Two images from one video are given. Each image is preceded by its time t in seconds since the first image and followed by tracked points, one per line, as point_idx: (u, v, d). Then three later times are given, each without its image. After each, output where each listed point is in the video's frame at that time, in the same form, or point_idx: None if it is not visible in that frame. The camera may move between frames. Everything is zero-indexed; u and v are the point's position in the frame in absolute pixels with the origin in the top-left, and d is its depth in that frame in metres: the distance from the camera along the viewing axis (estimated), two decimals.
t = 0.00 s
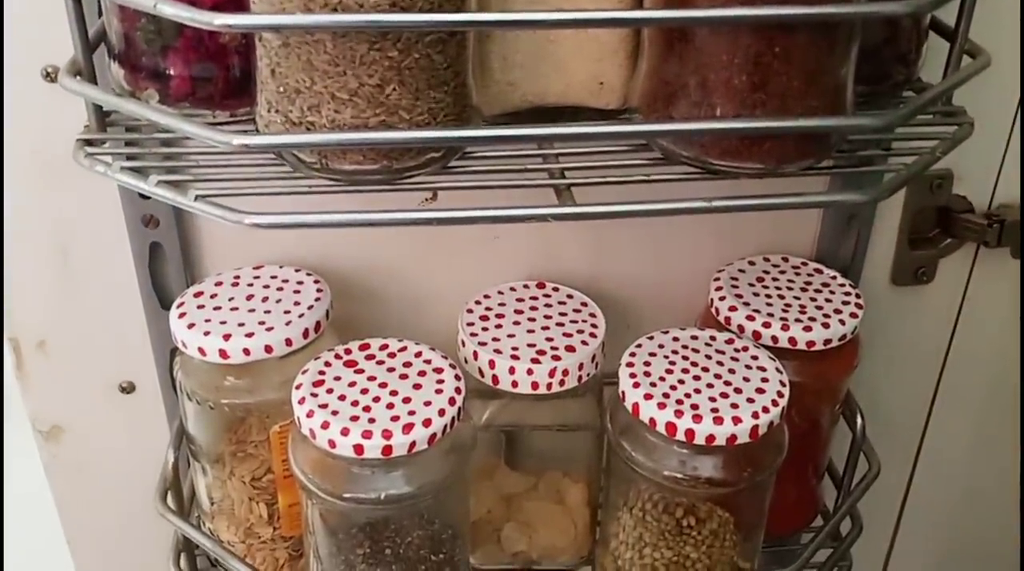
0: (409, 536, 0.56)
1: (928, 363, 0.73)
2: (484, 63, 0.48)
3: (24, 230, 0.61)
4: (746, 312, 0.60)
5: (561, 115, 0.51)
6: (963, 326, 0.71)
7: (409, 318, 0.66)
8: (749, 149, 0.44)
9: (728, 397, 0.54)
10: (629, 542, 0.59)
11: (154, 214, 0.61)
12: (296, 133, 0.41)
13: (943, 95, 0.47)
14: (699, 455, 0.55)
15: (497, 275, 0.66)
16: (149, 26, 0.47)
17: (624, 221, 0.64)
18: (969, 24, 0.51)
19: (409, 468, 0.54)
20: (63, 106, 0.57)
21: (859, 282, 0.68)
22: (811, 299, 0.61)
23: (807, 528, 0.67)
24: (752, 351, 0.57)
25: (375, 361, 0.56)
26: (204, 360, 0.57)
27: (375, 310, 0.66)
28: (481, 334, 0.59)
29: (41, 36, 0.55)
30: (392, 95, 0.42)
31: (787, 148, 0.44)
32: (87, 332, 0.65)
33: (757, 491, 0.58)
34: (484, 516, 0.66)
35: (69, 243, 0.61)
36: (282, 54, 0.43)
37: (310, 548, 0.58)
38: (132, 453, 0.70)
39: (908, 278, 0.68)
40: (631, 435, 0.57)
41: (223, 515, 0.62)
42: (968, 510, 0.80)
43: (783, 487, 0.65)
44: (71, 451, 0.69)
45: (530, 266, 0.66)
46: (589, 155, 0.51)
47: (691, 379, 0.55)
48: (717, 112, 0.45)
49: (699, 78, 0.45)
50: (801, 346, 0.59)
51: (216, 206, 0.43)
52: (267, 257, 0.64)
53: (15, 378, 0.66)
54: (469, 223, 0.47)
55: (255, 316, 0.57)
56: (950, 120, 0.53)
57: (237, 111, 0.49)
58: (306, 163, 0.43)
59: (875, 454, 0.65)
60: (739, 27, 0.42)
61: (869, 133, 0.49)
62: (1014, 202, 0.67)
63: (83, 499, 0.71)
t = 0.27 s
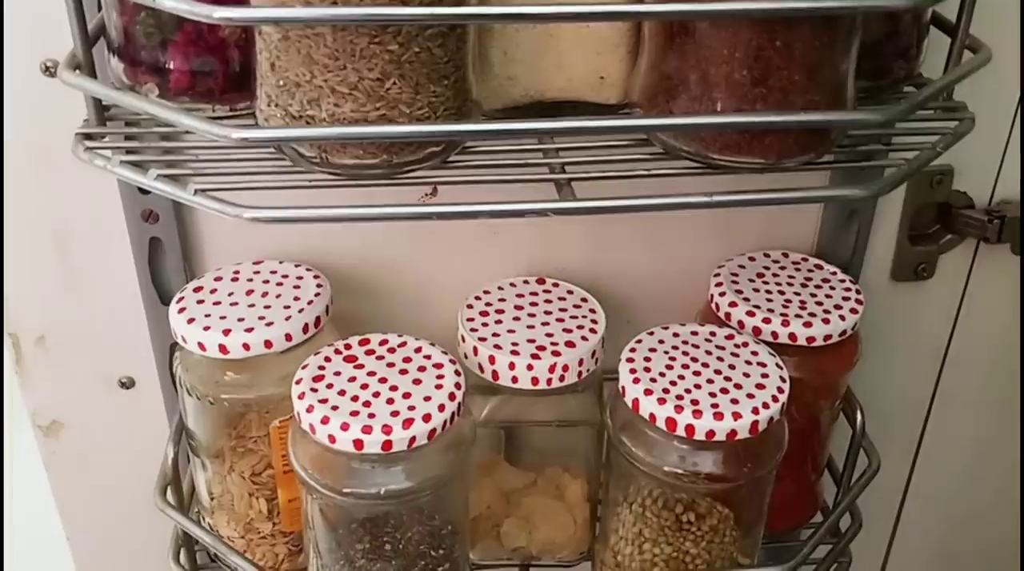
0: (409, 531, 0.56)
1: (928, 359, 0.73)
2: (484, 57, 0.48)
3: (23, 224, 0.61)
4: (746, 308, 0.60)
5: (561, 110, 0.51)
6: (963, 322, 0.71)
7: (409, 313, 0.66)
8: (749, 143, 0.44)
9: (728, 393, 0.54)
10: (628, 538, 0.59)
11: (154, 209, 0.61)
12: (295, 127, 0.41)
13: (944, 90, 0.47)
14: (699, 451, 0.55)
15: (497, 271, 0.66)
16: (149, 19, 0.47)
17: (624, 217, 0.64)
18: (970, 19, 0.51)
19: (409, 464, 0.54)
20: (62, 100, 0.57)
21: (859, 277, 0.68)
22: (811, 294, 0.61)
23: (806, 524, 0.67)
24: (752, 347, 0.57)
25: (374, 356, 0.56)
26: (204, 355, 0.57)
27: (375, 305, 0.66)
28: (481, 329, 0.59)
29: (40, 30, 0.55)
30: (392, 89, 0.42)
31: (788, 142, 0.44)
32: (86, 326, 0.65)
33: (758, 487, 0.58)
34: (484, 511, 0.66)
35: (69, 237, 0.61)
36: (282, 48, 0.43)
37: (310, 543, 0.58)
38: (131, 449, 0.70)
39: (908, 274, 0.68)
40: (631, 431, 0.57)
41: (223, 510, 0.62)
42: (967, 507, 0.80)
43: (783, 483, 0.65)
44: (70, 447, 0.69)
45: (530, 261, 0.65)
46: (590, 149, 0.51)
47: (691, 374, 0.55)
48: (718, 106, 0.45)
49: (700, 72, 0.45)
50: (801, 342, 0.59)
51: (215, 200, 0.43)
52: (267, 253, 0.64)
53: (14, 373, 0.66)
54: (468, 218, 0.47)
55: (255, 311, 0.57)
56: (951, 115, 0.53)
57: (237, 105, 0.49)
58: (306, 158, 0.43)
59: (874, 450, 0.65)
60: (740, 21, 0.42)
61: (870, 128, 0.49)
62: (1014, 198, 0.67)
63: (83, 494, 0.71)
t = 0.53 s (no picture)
0: (410, 527, 0.56)
1: (929, 356, 0.73)
2: (486, 52, 0.48)
3: (23, 219, 0.61)
4: (747, 304, 0.60)
5: (562, 106, 0.51)
6: (964, 318, 0.71)
7: (410, 309, 0.66)
8: (750, 139, 0.44)
9: (728, 389, 0.54)
10: (629, 534, 0.59)
11: (155, 204, 0.61)
12: (296, 122, 0.41)
13: (945, 87, 0.47)
14: (699, 447, 0.55)
15: (498, 267, 0.66)
16: (150, 14, 0.47)
17: (625, 213, 0.64)
18: (971, 16, 0.51)
19: (409, 459, 0.54)
20: (62, 94, 0.57)
21: (860, 274, 0.68)
22: (812, 291, 0.61)
23: (807, 520, 0.67)
24: (753, 343, 0.57)
25: (375, 352, 0.56)
26: (204, 351, 0.57)
27: (375, 301, 0.66)
28: (481, 325, 0.59)
29: (41, 25, 0.55)
30: (393, 85, 0.42)
31: (789, 138, 0.44)
32: (87, 322, 0.65)
33: (758, 483, 0.58)
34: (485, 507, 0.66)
35: (69, 233, 0.61)
36: (283, 43, 0.43)
37: (311, 539, 0.58)
38: (132, 444, 0.70)
39: (909, 270, 0.68)
40: (632, 427, 0.57)
41: (224, 505, 0.62)
42: (967, 504, 0.80)
43: (783, 480, 0.65)
44: (71, 442, 0.69)
45: (531, 257, 0.66)
46: (590, 145, 0.51)
47: (692, 370, 0.55)
48: (719, 102, 0.45)
49: (701, 68, 0.45)
50: (801, 338, 0.59)
51: (216, 195, 0.43)
52: (267, 248, 0.64)
53: (15, 368, 0.66)
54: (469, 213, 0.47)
55: (255, 307, 0.57)
56: (952, 112, 0.53)
57: (238, 101, 0.49)
58: (307, 153, 0.43)
59: (874, 446, 0.65)
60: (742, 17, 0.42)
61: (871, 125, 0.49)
62: (1015, 194, 0.67)
63: (84, 489, 0.71)
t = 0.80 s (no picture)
0: (410, 524, 0.56)
1: (929, 353, 0.73)
2: (487, 49, 0.48)
3: (24, 216, 0.61)
4: (748, 302, 0.60)
5: (563, 103, 0.51)
6: (964, 316, 0.71)
7: (410, 306, 0.66)
8: (751, 136, 0.44)
9: (729, 386, 0.54)
10: (629, 531, 0.59)
11: (155, 201, 0.61)
12: (297, 119, 0.41)
13: (946, 84, 0.46)
14: (700, 445, 0.55)
15: (498, 264, 0.66)
16: (150, 11, 0.47)
17: (626, 210, 0.64)
18: (973, 13, 0.51)
19: (410, 457, 0.54)
20: (63, 91, 0.57)
21: (860, 271, 0.68)
22: (813, 288, 0.61)
23: (807, 518, 0.67)
24: (753, 341, 0.57)
25: (375, 349, 0.56)
26: (205, 347, 0.57)
27: (376, 298, 0.66)
28: (482, 322, 0.59)
29: (41, 21, 0.55)
30: (394, 81, 0.42)
31: (790, 135, 0.44)
32: (87, 319, 0.65)
33: (758, 480, 0.58)
34: (485, 504, 0.66)
35: (70, 229, 0.61)
36: (284, 40, 0.43)
37: (311, 536, 0.58)
38: (132, 441, 0.70)
39: (909, 268, 0.68)
40: (632, 425, 0.57)
41: (224, 502, 0.62)
42: (968, 502, 0.80)
43: (784, 477, 0.65)
44: (71, 439, 0.69)
45: (532, 254, 0.66)
46: (591, 142, 0.51)
47: (692, 368, 0.55)
48: (720, 99, 0.45)
49: (703, 65, 0.45)
50: (802, 336, 0.59)
51: (217, 192, 0.43)
52: (268, 245, 0.64)
53: (15, 364, 0.66)
54: (470, 210, 0.47)
55: (256, 304, 0.57)
56: (953, 109, 0.53)
57: (239, 97, 0.49)
58: (308, 150, 0.43)
59: (875, 444, 0.65)
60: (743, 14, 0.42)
61: (872, 122, 0.49)
62: (1016, 192, 0.67)
63: (85, 486, 0.71)
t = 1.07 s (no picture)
0: (410, 520, 0.56)
1: (930, 350, 0.73)
2: (488, 44, 0.48)
3: (24, 212, 0.60)
4: (749, 298, 0.60)
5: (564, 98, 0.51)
6: (965, 312, 0.71)
7: (411, 302, 0.66)
8: (753, 132, 0.44)
9: (730, 382, 0.53)
10: (629, 528, 0.59)
11: (155, 197, 0.60)
12: (298, 114, 0.41)
13: (948, 80, 0.46)
14: (701, 441, 0.54)
15: (499, 260, 0.66)
16: (150, 6, 0.47)
17: (627, 206, 0.64)
18: (975, 9, 0.51)
19: (410, 453, 0.54)
20: (63, 87, 0.56)
21: (861, 268, 0.68)
22: (814, 285, 0.61)
23: (807, 514, 0.67)
24: (754, 337, 0.57)
25: (376, 345, 0.56)
26: (205, 343, 0.57)
27: (376, 294, 0.66)
28: (482, 318, 0.59)
29: (41, 16, 0.54)
30: (395, 77, 0.42)
31: (792, 131, 0.44)
32: (87, 315, 0.65)
33: (758, 477, 0.58)
34: (485, 500, 0.66)
35: (70, 225, 0.61)
36: (284, 35, 0.43)
37: (311, 532, 0.58)
38: (133, 438, 0.70)
39: (911, 265, 0.68)
40: (633, 421, 0.57)
41: (225, 498, 0.62)
42: (968, 499, 0.80)
43: (784, 474, 0.65)
44: (72, 435, 0.69)
45: (533, 250, 0.65)
46: (592, 138, 0.51)
47: (693, 364, 0.55)
48: (722, 95, 0.45)
49: (705, 60, 0.45)
50: (803, 332, 0.59)
51: (217, 187, 0.43)
52: (269, 240, 0.64)
53: (15, 361, 0.66)
54: (471, 206, 0.47)
55: (256, 300, 0.57)
56: (955, 105, 0.53)
57: (240, 93, 0.49)
58: (309, 145, 0.43)
59: (875, 441, 0.65)
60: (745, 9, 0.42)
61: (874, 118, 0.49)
62: (1018, 188, 0.67)
63: (85, 482, 0.71)
